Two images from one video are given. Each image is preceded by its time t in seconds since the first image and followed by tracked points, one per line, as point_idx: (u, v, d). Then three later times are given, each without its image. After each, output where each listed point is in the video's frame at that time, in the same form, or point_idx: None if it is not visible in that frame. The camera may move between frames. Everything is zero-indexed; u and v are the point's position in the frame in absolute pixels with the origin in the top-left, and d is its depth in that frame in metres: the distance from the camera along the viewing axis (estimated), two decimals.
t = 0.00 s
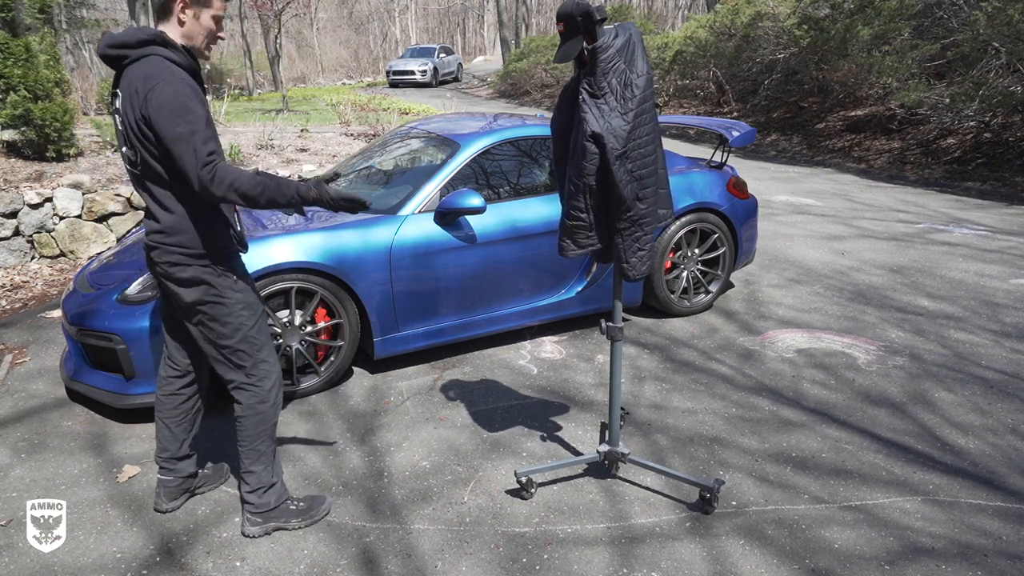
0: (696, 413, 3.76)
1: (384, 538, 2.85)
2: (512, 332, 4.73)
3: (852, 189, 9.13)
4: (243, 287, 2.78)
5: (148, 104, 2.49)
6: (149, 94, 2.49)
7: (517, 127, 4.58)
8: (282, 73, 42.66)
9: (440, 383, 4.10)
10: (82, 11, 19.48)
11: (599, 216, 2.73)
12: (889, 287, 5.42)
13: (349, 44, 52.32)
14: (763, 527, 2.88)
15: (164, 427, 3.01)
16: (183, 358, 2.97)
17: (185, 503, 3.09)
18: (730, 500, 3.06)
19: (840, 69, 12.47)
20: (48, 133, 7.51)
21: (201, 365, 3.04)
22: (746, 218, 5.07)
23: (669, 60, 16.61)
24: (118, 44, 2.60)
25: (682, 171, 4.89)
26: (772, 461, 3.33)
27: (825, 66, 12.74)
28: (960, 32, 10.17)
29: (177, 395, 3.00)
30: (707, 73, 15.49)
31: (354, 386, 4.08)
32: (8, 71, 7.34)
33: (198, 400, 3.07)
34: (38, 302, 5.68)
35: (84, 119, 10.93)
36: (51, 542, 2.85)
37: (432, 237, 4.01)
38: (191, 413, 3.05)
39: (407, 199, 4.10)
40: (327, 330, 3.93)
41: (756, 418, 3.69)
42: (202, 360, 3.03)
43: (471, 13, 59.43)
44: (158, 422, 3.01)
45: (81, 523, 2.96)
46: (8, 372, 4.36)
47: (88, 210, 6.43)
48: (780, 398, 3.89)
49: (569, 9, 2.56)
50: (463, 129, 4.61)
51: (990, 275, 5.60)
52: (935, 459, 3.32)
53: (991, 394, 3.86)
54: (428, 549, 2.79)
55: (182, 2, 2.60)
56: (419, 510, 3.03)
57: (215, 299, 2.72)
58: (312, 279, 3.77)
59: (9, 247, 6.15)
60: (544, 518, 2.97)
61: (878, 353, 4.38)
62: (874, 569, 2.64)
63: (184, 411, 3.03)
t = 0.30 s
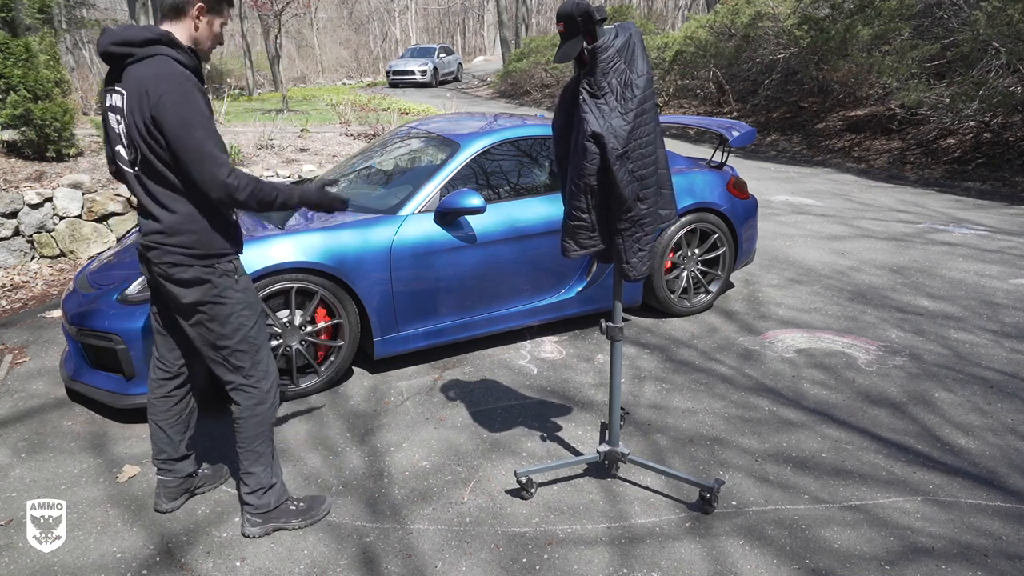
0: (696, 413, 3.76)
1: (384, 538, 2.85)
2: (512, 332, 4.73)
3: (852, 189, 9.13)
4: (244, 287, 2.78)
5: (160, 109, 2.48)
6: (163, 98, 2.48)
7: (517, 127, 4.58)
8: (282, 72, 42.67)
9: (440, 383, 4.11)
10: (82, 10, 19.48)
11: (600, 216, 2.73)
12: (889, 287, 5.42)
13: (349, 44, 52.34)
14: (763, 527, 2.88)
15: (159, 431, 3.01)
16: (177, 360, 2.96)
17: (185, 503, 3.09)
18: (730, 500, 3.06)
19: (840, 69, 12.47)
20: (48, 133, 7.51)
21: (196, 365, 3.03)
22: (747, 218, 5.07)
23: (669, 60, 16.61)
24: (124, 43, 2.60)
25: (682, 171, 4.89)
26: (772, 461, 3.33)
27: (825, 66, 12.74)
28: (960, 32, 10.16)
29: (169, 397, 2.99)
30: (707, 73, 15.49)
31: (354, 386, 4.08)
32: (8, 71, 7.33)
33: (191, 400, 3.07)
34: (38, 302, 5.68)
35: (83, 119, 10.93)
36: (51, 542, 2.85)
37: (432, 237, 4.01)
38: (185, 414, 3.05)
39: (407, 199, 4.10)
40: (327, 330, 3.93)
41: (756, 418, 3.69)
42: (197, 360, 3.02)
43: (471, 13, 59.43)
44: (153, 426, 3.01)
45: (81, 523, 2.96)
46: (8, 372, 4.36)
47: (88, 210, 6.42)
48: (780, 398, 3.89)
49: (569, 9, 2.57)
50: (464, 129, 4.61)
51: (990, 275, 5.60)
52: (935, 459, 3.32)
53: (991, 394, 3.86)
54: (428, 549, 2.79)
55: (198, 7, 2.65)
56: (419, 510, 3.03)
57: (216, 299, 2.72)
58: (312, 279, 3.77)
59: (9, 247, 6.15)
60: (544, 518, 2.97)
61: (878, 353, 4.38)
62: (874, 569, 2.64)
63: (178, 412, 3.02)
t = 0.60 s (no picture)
0: (696, 413, 3.76)
1: (384, 538, 2.85)
2: (512, 332, 4.73)
3: (852, 189, 9.13)
4: (244, 284, 2.80)
5: (189, 112, 2.52)
6: (190, 100, 2.52)
7: (517, 127, 4.58)
8: (282, 72, 42.69)
9: (440, 383, 4.10)
10: (82, 11, 19.47)
11: (603, 217, 2.73)
12: (889, 287, 5.42)
13: (349, 44, 52.35)
14: (763, 527, 2.88)
15: (155, 433, 3.00)
16: (170, 361, 2.96)
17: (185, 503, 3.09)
18: (730, 500, 3.06)
19: (840, 69, 12.47)
20: (48, 133, 7.51)
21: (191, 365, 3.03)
22: (746, 218, 5.07)
23: (669, 60, 16.61)
24: (128, 42, 2.57)
25: (682, 171, 4.89)
26: (772, 461, 3.33)
27: (825, 66, 12.74)
28: (960, 32, 10.16)
29: (164, 398, 2.98)
30: (707, 73, 15.50)
31: (354, 386, 4.08)
32: (8, 71, 7.33)
33: (186, 400, 3.06)
34: (38, 302, 5.68)
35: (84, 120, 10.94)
36: (51, 542, 2.85)
37: (432, 237, 4.01)
38: (181, 415, 3.04)
39: (407, 198, 4.10)
40: (326, 330, 3.94)
41: (755, 418, 3.69)
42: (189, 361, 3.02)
43: (471, 13, 59.43)
44: (149, 428, 2.99)
45: (81, 523, 2.96)
46: (8, 372, 4.36)
47: (88, 210, 6.42)
48: (780, 398, 3.89)
49: (569, 9, 2.57)
50: (464, 129, 4.61)
51: (989, 275, 5.60)
52: (935, 459, 3.32)
53: (991, 394, 3.86)
54: (428, 549, 2.79)
55: (199, 11, 2.69)
56: (419, 510, 3.03)
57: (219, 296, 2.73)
58: (312, 279, 3.77)
59: (9, 247, 6.16)
60: (544, 518, 2.97)
61: (878, 353, 4.38)
62: (874, 569, 2.64)
63: (173, 413, 3.01)
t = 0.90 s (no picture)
0: (696, 413, 3.76)
1: (384, 538, 2.85)
2: (512, 332, 4.73)
3: (852, 189, 9.13)
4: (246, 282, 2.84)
5: (197, 112, 2.54)
6: (199, 100, 2.54)
7: (517, 127, 4.58)
8: (282, 72, 42.70)
9: (440, 383, 4.11)
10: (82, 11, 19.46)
11: (602, 217, 2.73)
12: (889, 287, 5.42)
13: (349, 44, 52.36)
14: (763, 527, 2.88)
15: (152, 434, 3.00)
16: (163, 362, 2.96)
17: (185, 503, 3.09)
18: (730, 500, 3.06)
19: (840, 69, 12.46)
20: (48, 133, 7.51)
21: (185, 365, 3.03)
22: (746, 218, 5.06)
23: (669, 60, 16.61)
24: (132, 43, 2.56)
25: (682, 172, 4.89)
26: (772, 461, 3.33)
27: (825, 66, 12.74)
28: (960, 32, 10.16)
29: (159, 400, 2.98)
30: (707, 73, 15.50)
31: (354, 386, 4.08)
32: (8, 71, 7.33)
33: (180, 400, 3.06)
34: (38, 302, 5.68)
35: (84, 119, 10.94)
36: (51, 542, 2.85)
37: (432, 237, 4.01)
38: (177, 415, 3.04)
39: (407, 198, 4.10)
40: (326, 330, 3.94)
41: (756, 419, 3.69)
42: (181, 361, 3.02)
43: (471, 13, 59.44)
44: (145, 430, 2.99)
45: (81, 523, 2.96)
46: (8, 373, 4.36)
47: (88, 210, 6.42)
48: (780, 398, 3.89)
49: (569, 9, 2.57)
50: (463, 129, 4.61)
51: (989, 275, 5.60)
52: (935, 459, 3.32)
53: (991, 394, 3.86)
54: (429, 549, 2.79)
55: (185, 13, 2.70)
56: (419, 510, 3.03)
57: (224, 293, 2.75)
58: (313, 278, 3.77)
59: (10, 247, 6.16)
60: (544, 518, 2.97)
61: (877, 353, 4.37)
62: (874, 569, 2.64)
63: (169, 414, 3.01)
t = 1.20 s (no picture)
0: (696, 413, 3.76)
1: (384, 538, 2.85)
2: (512, 332, 4.73)
3: (852, 188, 9.13)
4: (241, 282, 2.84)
5: (182, 111, 2.51)
6: (184, 101, 2.51)
7: (517, 127, 4.58)
8: (282, 72, 42.72)
9: (440, 383, 4.11)
10: (82, 11, 19.47)
11: (602, 217, 2.73)
12: (889, 287, 5.42)
13: (349, 44, 52.38)
14: (763, 527, 2.88)
15: (150, 434, 3.00)
16: (160, 361, 2.96)
17: (185, 503, 3.09)
18: (730, 500, 3.06)
19: (840, 69, 12.46)
20: (48, 133, 7.52)
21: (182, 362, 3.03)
22: (746, 218, 5.06)
23: (669, 60, 16.61)
24: (123, 43, 2.55)
25: (681, 171, 4.89)
26: (772, 461, 3.33)
27: (825, 66, 12.74)
28: (960, 32, 10.16)
29: (157, 399, 2.98)
30: (707, 73, 15.51)
31: (354, 386, 4.08)
32: (8, 71, 7.34)
33: (179, 400, 3.06)
34: (38, 302, 5.68)
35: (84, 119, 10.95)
36: (51, 542, 2.85)
37: (433, 237, 4.01)
38: (175, 414, 3.04)
39: (407, 199, 4.10)
40: (327, 330, 3.94)
41: (755, 419, 3.69)
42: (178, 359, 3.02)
43: (471, 13, 59.45)
44: (144, 430, 2.99)
45: (81, 523, 2.96)
46: (8, 372, 4.36)
47: (88, 210, 6.42)
48: (780, 398, 3.89)
49: (569, 9, 2.57)
50: (463, 129, 4.61)
51: (989, 275, 5.60)
52: (935, 459, 3.32)
53: (991, 394, 3.86)
54: (429, 549, 2.79)
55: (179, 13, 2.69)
56: (419, 510, 3.03)
57: (218, 293, 2.74)
58: (312, 279, 3.77)
59: (9, 247, 6.17)
60: (545, 518, 2.97)
61: (877, 353, 4.37)
62: (874, 569, 2.64)
63: (169, 413, 3.02)
